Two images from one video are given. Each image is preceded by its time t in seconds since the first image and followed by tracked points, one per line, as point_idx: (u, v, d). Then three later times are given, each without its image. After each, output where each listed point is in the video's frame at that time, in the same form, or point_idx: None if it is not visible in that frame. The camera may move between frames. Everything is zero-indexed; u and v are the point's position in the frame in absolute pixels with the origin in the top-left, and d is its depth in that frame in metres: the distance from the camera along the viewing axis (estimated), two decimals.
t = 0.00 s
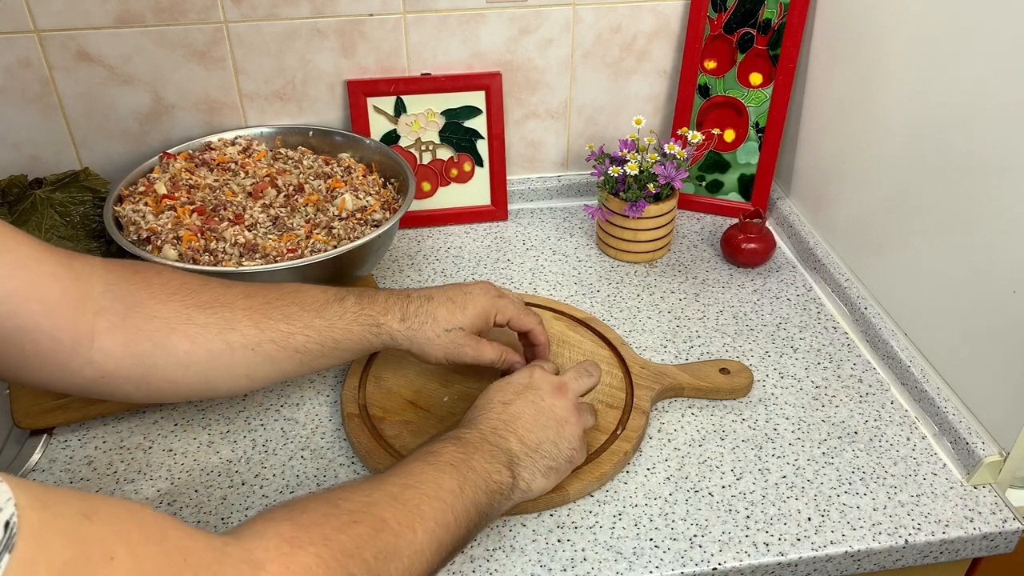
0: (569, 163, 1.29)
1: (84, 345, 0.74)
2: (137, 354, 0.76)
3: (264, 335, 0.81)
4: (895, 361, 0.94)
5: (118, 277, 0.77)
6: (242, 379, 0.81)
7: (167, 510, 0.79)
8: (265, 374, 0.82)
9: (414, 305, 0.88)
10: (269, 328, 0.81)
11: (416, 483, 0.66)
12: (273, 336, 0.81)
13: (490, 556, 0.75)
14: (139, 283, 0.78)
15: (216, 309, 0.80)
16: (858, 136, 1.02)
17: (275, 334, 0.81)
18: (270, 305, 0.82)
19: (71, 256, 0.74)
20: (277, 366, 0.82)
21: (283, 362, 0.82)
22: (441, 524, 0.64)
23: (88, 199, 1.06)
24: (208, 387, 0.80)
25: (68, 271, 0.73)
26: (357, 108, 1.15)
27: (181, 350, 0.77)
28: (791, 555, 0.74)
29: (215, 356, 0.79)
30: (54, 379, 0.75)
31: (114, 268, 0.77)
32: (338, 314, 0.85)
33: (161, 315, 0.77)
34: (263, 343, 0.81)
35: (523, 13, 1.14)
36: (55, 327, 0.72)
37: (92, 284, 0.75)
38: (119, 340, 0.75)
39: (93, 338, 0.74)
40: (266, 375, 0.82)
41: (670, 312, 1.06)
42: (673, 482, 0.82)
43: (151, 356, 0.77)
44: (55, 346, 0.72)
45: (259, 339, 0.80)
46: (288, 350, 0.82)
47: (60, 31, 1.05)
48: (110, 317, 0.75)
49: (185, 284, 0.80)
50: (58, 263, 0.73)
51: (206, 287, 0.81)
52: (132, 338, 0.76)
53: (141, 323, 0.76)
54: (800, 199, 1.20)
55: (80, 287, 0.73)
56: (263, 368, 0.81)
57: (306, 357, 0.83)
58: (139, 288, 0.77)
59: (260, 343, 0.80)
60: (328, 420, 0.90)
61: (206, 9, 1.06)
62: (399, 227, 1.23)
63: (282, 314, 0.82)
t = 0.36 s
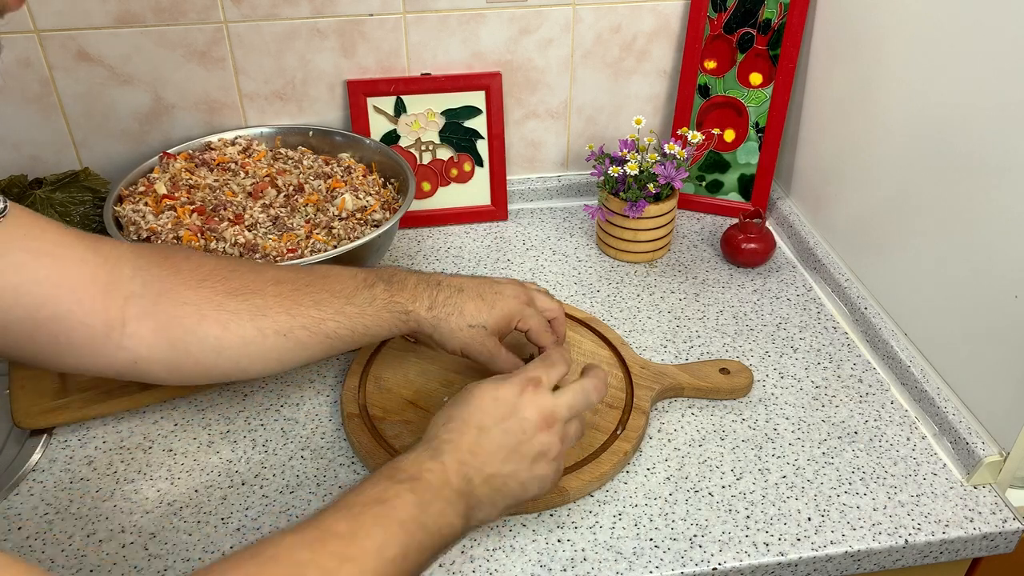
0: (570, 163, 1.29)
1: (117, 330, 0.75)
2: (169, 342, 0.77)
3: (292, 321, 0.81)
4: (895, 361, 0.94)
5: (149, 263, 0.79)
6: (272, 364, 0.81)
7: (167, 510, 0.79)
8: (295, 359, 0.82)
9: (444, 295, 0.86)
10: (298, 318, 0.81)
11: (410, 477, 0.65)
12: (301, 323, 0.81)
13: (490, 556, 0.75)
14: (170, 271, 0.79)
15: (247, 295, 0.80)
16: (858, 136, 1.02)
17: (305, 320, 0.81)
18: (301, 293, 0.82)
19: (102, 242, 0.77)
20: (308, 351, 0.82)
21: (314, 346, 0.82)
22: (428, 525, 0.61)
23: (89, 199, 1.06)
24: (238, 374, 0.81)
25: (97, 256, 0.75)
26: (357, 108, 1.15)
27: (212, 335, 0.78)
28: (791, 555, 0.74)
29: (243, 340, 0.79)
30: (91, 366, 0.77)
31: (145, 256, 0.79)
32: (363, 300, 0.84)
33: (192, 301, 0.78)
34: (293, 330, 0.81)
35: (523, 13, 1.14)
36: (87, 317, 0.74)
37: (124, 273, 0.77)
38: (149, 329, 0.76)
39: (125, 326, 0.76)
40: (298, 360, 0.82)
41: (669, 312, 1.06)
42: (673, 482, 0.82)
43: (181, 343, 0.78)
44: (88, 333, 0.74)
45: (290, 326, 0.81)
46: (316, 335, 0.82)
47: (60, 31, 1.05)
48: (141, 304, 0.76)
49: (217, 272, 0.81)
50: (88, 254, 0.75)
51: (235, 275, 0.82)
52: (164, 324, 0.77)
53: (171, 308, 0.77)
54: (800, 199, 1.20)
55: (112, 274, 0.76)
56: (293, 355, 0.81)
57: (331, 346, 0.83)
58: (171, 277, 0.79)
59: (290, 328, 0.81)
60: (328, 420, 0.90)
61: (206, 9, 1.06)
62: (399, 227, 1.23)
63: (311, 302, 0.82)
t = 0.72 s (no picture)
0: (570, 163, 1.29)
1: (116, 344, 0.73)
2: (110, 374, 0.66)
3: (262, 339, 0.75)
4: (895, 361, 0.94)
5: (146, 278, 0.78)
6: (236, 394, 0.72)
7: (166, 510, 0.79)
8: (263, 387, 0.74)
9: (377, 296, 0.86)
10: (265, 330, 0.76)
11: None
12: (271, 340, 0.75)
13: (490, 556, 0.75)
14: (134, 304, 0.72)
15: (215, 320, 0.74)
16: (858, 136, 1.02)
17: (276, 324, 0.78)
18: (281, 312, 0.79)
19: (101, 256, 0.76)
20: (277, 373, 0.75)
21: (280, 371, 0.75)
22: None
23: (89, 199, 1.06)
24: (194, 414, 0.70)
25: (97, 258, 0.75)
26: (357, 108, 1.15)
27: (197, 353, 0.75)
28: (791, 555, 0.74)
29: (194, 356, 0.70)
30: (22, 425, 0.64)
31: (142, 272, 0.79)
32: (369, 296, 0.83)
33: (167, 323, 0.71)
34: (260, 345, 0.74)
35: (523, 13, 1.14)
36: (18, 358, 0.61)
37: (67, 310, 0.67)
38: (91, 362, 0.65)
39: (65, 365, 0.64)
40: (264, 387, 0.74)
41: (669, 312, 1.06)
42: (673, 482, 0.82)
43: (123, 373, 0.66)
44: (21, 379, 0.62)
45: (256, 342, 0.74)
46: (282, 353, 0.75)
47: (60, 31, 1.05)
48: (83, 339, 0.66)
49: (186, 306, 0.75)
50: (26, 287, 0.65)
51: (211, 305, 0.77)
52: (107, 358, 0.66)
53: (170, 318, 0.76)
54: (800, 199, 1.20)
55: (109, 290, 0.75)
56: (256, 374, 0.73)
57: (309, 364, 0.77)
58: (129, 309, 0.71)
59: (256, 346, 0.74)
60: (328, 420, 0.90)
61: (206, 9, 1.06)
62: (399, 227, 1.23)
63: (294, 318, 0.79)
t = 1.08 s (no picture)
0: (570, 163, 1.29)
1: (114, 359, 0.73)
2: (97, 390, 0.68)
3: (256, 354, 0.78)
4: (895, 361, 0.94)
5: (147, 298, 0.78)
6: (224, 410, 0.74)
7: (166, 511, 0.79)
8: (254, 405, 0.76)
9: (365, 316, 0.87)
10: (258, 345, 0.79)
11: None
12: (264, 355, 0.78)
13: (490, 556, 0.75)
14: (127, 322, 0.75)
15: (209, 336, 0.77)
16: (858, 136, 1.02)
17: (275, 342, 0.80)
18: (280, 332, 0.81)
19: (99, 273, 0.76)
20: (267, 389, 0.77)
21: (271, 387, 0.77)
22: None
23: (89, 199, 1.06)
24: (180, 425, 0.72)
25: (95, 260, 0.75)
26: (357, 108, 1.15)
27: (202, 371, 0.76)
28: (791, 555, 0.74)
29: (184, 370, 0.73)
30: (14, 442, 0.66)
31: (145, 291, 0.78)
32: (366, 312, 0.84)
33: (157, 338, 0.74)
34: (252, 360, 0.77)
35: (523, 13, 1.14)
36: (6, 373, 0.65)
37: (60, 325, 0.70)
38: (78, 378, 0.68)
39: (53, 380, 0.67)
40: (253, 404, 0.76)
41: (669, 312, 1.06)
42: (673, 482, 0.82)
43: (110, 388, 0.69)
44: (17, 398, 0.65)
45: (247, 357, 0.77)
46: (274, 367, 0.78)
47: (60, 31, 1.05)
48: (72, 352, 0.69)
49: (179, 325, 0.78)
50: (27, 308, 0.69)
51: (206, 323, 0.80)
52: (98, 373, 0.69)
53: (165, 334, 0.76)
54: (800, 198, 1.20)
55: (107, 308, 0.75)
56: (245, 392, 0.75)
57: (301, 381, 0.79)
58: (121, 326, 0.74)
59: (248, 361, 0.77)
60: (329, 420, 0.90)
61: (206, 9, 1.06)
62: (399, 227, 1.23)
63: (290, 333, 0.81)
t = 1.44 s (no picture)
0: (570, 163, 1.29)
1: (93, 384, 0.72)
2: (52, 407, 0.67)
3: (226, 366, 0.76)
4: (895, 362, 0.94)
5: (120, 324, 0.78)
6: (189, 427, 0.71)
7: (166, 511, 0.79)
8: (223, 422, 0.73)
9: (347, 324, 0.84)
10: (230, 356, 0.77)
11: None
12: (236, 367, 0.76)
13: (490, 556, 0.75)
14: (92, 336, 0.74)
15: (179, 350, 0.76)
16: (858, 136, 1.02)
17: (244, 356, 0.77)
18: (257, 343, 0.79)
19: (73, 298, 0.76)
20: (237, 404, 0.74)
21: (243, 401, 0.74)
22: None
23: (89, 199, 1.06)
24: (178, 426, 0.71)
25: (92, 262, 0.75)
26: (357, 108, 1.15)
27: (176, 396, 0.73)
28: (791, 555, 0.74)
29: (147, 384, 0.71)
30: None
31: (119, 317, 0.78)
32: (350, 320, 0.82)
33: (130, 353, 0.73)
34: (222, 373, 0.75)
35: (523, 13, 1.14)
36: None
37: (18, 340, 0.70)
38: (32, 393, 0.67)
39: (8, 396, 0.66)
40: (221, 421, 0.73)
41: (669, 312, 1.06)
42: (673, 482, 0.82)
43: (65, 404, 0.68)
44: None
45: (218, 370, 0.75)
46: (246, 381, 0.75)
47: (59, 31, 1.04)
48: (29, 366, 0.68)
49: (147, 340, 0.77)
50: None
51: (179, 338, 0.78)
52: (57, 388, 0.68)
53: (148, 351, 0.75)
54: (800, 198, 1.20)
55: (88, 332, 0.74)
56: (212, 407, 0.72)
57: (277, 395, 0.76)
58: (85, 340, 0.73)
59: (218, 374, 0.74)
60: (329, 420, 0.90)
61: (206, 9, 1.06)
62: (399, 227, 1.23)
63: (265, 345, 0.79)
